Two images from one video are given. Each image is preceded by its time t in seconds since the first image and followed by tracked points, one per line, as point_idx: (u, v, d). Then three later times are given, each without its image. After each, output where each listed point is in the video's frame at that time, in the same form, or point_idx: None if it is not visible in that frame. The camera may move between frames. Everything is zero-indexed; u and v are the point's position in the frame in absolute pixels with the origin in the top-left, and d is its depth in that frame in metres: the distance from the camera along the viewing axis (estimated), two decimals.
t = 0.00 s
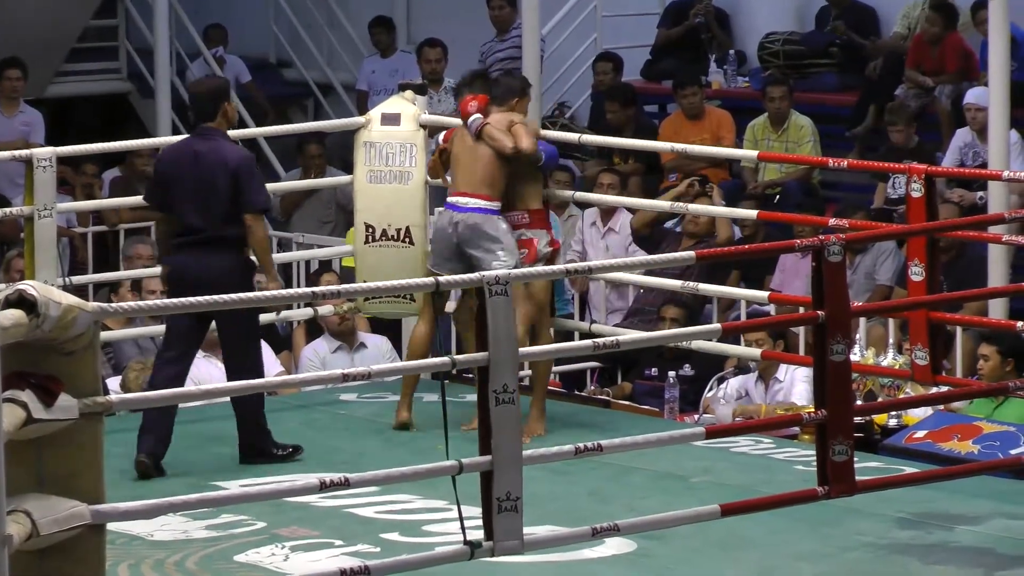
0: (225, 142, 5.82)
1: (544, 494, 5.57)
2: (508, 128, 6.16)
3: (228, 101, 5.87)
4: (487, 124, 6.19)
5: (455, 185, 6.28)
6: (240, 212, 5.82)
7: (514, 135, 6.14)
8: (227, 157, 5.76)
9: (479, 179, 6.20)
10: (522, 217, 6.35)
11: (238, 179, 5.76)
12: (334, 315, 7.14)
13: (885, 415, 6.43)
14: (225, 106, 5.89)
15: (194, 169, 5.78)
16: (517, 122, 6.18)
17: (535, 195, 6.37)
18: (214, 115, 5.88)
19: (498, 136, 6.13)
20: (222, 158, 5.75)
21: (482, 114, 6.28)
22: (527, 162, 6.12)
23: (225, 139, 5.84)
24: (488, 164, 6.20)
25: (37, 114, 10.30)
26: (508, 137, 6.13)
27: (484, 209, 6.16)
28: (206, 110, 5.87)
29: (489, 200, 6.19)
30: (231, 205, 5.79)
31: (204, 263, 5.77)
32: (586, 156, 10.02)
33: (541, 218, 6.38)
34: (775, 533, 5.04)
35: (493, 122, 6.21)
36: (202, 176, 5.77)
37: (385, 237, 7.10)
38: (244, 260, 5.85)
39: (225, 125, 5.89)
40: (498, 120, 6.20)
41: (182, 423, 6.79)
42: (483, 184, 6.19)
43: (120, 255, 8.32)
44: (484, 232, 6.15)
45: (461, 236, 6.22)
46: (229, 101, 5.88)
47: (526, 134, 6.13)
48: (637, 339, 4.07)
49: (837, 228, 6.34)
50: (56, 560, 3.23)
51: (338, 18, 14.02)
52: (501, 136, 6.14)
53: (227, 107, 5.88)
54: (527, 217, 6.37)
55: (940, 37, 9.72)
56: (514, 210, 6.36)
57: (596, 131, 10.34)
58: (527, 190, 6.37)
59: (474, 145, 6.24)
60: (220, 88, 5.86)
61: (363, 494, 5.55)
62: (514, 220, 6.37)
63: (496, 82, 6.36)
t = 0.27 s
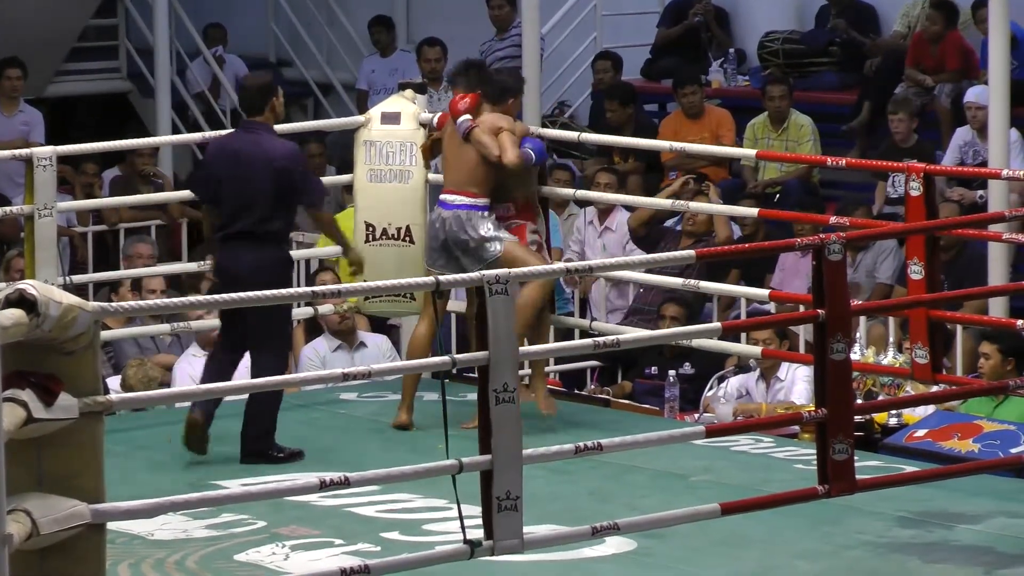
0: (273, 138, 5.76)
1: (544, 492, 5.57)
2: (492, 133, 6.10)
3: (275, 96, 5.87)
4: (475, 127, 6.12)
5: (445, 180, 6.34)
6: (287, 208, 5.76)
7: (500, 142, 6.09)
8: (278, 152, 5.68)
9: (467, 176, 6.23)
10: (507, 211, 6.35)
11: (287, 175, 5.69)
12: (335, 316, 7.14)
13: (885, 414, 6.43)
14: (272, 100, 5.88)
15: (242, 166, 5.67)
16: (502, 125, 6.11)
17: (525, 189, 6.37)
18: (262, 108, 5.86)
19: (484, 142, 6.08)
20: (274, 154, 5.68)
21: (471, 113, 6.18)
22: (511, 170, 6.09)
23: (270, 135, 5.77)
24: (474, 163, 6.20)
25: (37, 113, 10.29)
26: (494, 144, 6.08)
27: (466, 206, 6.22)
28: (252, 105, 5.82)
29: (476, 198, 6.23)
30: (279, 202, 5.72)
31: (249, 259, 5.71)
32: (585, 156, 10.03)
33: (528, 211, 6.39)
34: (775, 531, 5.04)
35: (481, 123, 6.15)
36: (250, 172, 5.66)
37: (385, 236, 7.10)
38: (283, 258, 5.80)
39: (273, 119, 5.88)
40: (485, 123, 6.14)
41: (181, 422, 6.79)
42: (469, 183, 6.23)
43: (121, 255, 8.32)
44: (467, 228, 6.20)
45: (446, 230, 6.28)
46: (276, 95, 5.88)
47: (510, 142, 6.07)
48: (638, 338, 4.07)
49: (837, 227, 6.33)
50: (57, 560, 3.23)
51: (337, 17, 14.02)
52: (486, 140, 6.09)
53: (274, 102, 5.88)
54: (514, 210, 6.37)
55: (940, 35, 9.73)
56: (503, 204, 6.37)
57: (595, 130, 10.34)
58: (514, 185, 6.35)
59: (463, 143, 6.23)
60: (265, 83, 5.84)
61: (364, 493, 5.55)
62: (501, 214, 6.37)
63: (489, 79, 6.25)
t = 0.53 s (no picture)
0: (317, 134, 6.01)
1: (544, 491, 5.57)
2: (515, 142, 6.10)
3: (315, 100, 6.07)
4: (496, 135, 6.11)
5: (459, 186, 6.29)
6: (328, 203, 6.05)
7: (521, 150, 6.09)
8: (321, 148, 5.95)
9: (484, 185, 6.19)
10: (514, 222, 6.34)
11: (330, 171, 5.98)
12: (335, 315, 7.14)
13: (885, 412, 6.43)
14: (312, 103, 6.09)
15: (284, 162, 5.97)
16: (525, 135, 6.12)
17: (532, 201, 6.36)
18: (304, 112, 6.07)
19: (506, 150, 6.06)
20: (313, 151, 5.95)
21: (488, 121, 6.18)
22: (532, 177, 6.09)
23: (315, 132, 6.04)
24: (492, 171, 6.17)
25: (37, 112, 10.30)
26: (515, 151, 6.08)
27: (483, 213, 6.20)
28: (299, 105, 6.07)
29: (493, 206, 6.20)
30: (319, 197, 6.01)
31: (288, 253, 5.99)
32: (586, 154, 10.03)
33: (532, 221, 6.38)
34: (775, 530, 5.04)
35: (502, 131, 6.14)
36: (292, 168, 5.96)
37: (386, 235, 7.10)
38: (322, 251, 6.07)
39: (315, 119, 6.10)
40: (507, 131, 6.13)
41: (181, 422, 6.79)
42: (488, 190, 6.19)
43: (121, 254, 8.33)
44: (486, 236, 6.21)
45: (463, 235, 6.26)
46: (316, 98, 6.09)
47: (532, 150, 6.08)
48: (638, 336, 4.07)
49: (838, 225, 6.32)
50: (57, 559, 3.23)
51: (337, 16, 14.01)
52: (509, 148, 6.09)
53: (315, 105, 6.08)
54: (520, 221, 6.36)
55: (940, 33, 9.77)
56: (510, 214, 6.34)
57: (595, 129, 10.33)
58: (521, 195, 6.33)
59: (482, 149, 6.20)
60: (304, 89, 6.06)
61: (364, 492, 5.55)
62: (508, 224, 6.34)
63: (502, 83, 6.28)
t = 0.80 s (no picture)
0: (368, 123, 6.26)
1: (545, 490, 5.57)
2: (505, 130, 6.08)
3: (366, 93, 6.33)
4: (487, 122, 6.10)
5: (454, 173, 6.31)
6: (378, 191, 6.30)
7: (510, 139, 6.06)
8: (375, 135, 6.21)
9: (475, 172, 6.21)
10: (514, 214, 6.31)
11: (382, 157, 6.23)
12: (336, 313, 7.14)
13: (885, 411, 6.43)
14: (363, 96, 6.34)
15: (335, 152, 6.21)
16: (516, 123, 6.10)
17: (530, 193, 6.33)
18: (355, 105, 6.33)
19: (495, 138, 6.05)
20: (366, 139, 6.20)
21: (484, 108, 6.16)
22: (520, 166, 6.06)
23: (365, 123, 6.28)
24: (484, 160, 6.17)
25: (37, 110, 10.30)
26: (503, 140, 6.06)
27: (473, 202, 6.21)
28: (350, 98, 6.32)
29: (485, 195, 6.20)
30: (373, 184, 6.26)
31: (338, 242, 6.21)
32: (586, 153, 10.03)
33: (533, 214, 6.35)
34: (776, 529, 5.04)
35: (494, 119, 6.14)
36: (344, 157, 6.19)
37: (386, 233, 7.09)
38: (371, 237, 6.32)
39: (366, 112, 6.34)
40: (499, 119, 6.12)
41: (181, 420, 6.79)
42: (479, 178, 6.20)
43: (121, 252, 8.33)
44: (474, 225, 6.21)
45: (456, 225, 6.28)
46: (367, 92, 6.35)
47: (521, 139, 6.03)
48: (639, 335, 4.07)
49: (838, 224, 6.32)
50: (58, 557, 3.23)
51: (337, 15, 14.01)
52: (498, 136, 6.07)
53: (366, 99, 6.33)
54: (519, 213, 6.34)
55: (940, 33, 9.80)
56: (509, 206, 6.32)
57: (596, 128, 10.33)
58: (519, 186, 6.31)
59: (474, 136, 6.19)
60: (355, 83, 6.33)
61: (365, 490, 5.55)
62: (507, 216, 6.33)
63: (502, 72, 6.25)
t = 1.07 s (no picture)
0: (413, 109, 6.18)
1: (545, 488, 5.57)
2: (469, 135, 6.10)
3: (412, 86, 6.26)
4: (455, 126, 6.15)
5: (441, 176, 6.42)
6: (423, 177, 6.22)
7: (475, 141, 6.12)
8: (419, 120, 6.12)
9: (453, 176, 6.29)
10: (509, 211, 6.34)
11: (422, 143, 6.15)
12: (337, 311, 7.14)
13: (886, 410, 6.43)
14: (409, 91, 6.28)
15: (379, 139, 6.15)
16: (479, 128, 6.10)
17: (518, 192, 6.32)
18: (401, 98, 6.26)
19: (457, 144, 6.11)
20: (410, 126, 6.12)
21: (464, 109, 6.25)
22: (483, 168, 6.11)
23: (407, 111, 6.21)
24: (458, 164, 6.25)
25: (39, 107, 10.30)
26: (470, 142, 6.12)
27: (449, 205, 6.30)
28: (397, 86, 6.25)
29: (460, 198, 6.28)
30: (417, 171, 6.19)
31: (384, 228, 6.14)
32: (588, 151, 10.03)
33: (530, 209, 6.35)
34: (777, 528, 5.04)
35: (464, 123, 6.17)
36: (389, 145, 6.13)
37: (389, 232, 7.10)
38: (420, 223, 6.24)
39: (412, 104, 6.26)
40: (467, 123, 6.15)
41: (182, 418, 6.79)
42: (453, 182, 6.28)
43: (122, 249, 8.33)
44: (449, 229, 6.30)
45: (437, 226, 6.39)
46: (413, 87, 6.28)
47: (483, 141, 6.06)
48: (640, 333, 4.07)
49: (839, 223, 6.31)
50: (59, 554, 3.24)
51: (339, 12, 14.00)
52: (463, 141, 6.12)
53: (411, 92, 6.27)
54: (515, 210, 6.35)
55: (936, 32, 9.79)
56: (506, 202, 6.34)
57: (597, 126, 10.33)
58: (513, 183, 6.33)
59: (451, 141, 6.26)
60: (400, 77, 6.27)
61: (366, 488, 5.55)
62: (503, 212, 6.37)
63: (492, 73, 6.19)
